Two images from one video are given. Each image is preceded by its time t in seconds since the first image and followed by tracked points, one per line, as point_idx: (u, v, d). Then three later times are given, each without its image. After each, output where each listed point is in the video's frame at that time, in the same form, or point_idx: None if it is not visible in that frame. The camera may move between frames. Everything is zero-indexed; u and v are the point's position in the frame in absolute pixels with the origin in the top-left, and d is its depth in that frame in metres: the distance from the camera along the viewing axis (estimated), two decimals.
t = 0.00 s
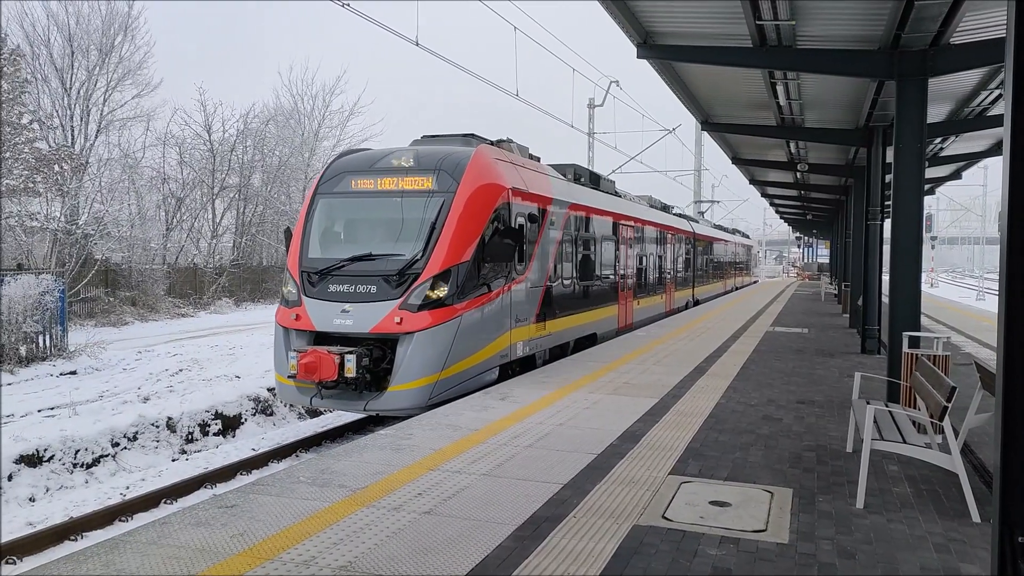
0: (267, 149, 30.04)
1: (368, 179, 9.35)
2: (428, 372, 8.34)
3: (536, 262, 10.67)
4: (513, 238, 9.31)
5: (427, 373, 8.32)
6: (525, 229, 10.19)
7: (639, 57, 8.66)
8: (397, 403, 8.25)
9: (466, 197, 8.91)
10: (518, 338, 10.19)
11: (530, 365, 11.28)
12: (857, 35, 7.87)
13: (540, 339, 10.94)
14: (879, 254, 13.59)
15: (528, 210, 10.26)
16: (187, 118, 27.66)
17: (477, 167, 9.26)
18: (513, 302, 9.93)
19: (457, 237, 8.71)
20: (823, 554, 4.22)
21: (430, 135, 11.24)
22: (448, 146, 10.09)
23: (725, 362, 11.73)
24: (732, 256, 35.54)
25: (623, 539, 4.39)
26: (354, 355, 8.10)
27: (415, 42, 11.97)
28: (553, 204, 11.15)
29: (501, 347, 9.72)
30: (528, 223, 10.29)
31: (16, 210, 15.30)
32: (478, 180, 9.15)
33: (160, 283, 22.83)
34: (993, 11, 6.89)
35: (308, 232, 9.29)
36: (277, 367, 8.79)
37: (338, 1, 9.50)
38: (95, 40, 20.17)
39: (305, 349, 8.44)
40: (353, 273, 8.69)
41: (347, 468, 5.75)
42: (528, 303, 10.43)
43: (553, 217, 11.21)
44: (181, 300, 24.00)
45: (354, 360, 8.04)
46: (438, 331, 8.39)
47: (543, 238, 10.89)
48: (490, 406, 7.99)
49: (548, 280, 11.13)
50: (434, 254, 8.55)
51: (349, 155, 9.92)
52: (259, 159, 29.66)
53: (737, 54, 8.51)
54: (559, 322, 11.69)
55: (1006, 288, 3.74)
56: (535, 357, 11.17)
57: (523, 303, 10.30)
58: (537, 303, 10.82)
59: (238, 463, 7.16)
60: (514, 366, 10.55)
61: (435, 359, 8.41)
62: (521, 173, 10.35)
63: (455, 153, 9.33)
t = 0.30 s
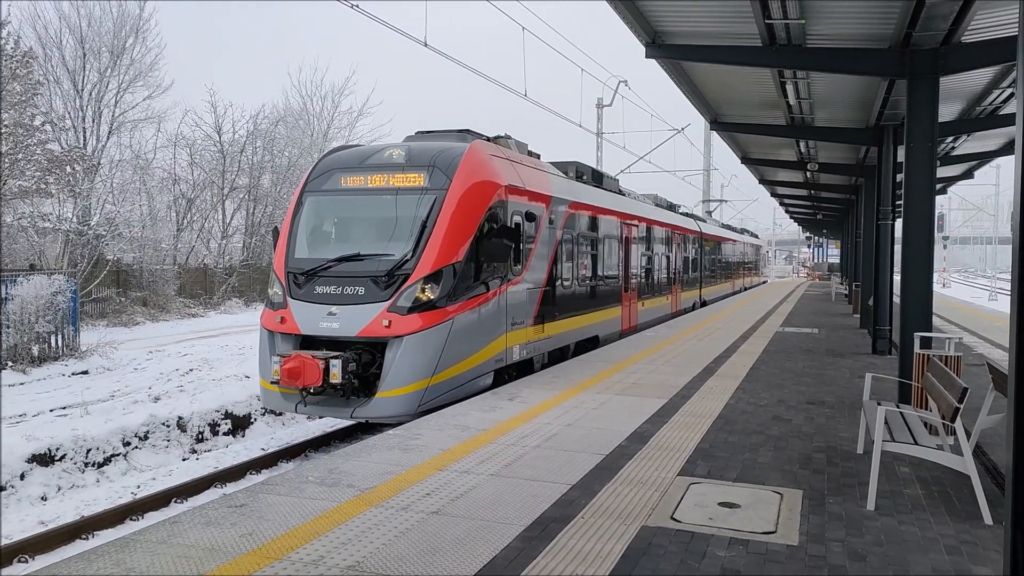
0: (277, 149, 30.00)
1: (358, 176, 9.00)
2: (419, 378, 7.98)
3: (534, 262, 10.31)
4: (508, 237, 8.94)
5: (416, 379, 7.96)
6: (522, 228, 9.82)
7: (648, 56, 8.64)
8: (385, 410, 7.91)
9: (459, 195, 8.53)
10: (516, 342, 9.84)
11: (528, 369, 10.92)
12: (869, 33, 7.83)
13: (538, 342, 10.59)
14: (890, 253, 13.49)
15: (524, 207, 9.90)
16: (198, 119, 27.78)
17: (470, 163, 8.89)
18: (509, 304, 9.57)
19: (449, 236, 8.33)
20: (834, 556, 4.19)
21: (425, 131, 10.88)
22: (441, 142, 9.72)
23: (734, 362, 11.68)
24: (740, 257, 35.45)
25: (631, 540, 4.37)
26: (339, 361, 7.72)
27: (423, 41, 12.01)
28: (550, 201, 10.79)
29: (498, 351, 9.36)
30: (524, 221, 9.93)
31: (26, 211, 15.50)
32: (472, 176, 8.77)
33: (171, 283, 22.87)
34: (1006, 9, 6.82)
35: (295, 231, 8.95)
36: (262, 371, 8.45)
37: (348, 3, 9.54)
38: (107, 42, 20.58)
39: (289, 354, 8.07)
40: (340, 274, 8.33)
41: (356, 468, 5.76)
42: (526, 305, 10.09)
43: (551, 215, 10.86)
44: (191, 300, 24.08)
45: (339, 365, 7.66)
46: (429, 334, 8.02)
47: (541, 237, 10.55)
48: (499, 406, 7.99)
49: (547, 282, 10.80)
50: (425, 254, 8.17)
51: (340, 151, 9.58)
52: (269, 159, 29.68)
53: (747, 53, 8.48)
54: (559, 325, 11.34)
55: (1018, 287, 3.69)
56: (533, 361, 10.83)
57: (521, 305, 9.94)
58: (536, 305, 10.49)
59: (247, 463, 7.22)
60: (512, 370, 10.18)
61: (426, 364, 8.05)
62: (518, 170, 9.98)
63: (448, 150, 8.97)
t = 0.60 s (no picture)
0: (290, 151, 30.01)
1: (348, 174, 8.52)
2: (408, 386, 7.45)
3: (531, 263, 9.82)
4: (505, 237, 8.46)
5: (406, 386, 7.43)
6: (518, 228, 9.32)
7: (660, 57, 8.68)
8: (372, 421, 7.37)
9: (452, 192, 8.04)
10: (513, 347, 9.35)
11: (526, 376, 10.41)
12: (881, 32, 7.81)
13: (536, 347, 10.10)
14: (904, 254, 13.39)
15: (521, 206, 9.43)
16: (211, 120, 27.81)
17: (464, 160, 8.40)
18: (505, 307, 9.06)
19: (441, 236, 7.83)
20: (846, 558, 4.17)
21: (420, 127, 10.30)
22: (436, 138, 9.24)
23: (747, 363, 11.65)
24: (753, 258, 35.36)
25: (643, 541, 4.37)
26: (323, 367, 7.27)
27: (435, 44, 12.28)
28: (549, 200, 10.33)
29: (493, 356, 8.84)
30: (522, 220, 9.45)
31: (38, 207, 16.04)
32: (466, 174, 8.28)
33: (186, 285, 22.38)
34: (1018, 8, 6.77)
35: (280, 231, 8.45)
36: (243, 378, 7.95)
37: (357, 4, 9.70)
38: (121, 45, 20.84)
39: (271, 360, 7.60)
40: (326, 276, 7.81)
41: (369, 469, 5.79)
42: (523, 309, 9.62)
43: (550, 215, 10.41)
44: (205, 301, 24.24)
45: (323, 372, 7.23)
46: (419, 339, 7.51)
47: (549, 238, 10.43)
48: (511, 407, 8.00)
49: (545, 284, 10.32)
50: (416, 255, 7.67)
51: (330, 147, 9.10)
52: (282, 161, 29.59)
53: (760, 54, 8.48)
54: (558, 329, 10.86)
55: None
56: (532, 367, 10.30)
57: (518, 308, 9.45)
58: (534, 310, 10.02)
59: (260, 464, 7.26)
60: (508, 376, 9.66)
61: (416, 371, 7.53)
62: (515, 167, 9.49)
63: (443, 146, 8.49)
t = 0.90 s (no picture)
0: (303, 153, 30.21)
1: (333, 170, 8.17)
2: (393, 395, 7.05)
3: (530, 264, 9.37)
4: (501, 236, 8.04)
5: (391, 394, 7.03)
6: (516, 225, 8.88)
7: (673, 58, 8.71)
8: (354, 431, 6.98)
9: (442, 189, 7.63)
10: (509, 352, 8.91)
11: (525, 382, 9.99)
12: (896, 32, 7.78)
13: (534, 352, 9.63)
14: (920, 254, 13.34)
15: (519, 202, 8.99)
16: (226, 123, 27.60)
17: (456, 154, 7.99)
18: (499, 310, 8.63)
19: (430, 236, 7.42)
20: (862, 560, 4.14)
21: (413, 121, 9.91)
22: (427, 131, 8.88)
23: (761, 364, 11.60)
24: (767, 258, 35.20)
25: (657, 542, 4.37)
26: (301, 375, 6.89)
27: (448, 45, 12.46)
28: (549, 197, 9.87)
29: (487, 363, 8.42)
30: (520, 218, 9.01)
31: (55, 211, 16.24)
32: (457, 168, 7.88)
33: (201, 286, 22.48)
34: None
35: (262, 230, 8.12)
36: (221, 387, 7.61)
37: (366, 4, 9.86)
38: (137, 48, 21.11)
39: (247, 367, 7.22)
40: (307, 278, 7.48)
41: (383, 469, 5.81)
42: (519, 312, 9.17)
43: (550, 213, 9.95)
44: (220, 303, 24.37)
45: (301, 380, 6.87)
46: (405, 344, 7.12)
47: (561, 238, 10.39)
48: (523, 408, 8.00)
49: (545, 286, 9.88)
50: (402, 255, 7.29)
51: (316, 142, 8.75)
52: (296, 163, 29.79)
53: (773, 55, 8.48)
54: (559, 332, 10.43)
55: None
56: (531, 373, 9.85)
57: (514, 312, 9.02)
58: (532, 313, 9.57)
59: (274, 465, 7.29)
60: (504, 383, 9.33)
61: (402, 379, 7.13)
62: (511, 162, 9.07)
63: (432, 140, 8.11)
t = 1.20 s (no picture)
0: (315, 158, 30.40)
1: (309, 169, 7.75)
2: (368, 409, 6.62)
3: (522, 269, 8.96)
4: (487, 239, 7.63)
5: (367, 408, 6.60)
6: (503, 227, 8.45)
7: (684, 61, 8.72)
8: (327, 448, 6.55)
9: (423, 189, 7.24)
10: (498, 361, 8.43)
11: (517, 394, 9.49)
12: (909, 32, 7.73)
13: (526, 361, 9.14)
14: (934, 257, 13.23)
15: (508, 203, 8.58)
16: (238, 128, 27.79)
17: (439, 152, 7.59)
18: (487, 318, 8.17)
19: (409, 239, 7.01)
20: (877, 565, 4.11)
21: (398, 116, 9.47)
22: (414, 127, 8.48)
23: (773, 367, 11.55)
24: (778, 261, 35.09)
25: (669, 546, 4.35)
26: (268, 389, 6.46)
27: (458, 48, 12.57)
28: (542, 197, 9.43)
29: (473, 373, 7.94)
30: (508, 220, 8.58)
31: (69, 216, 16.40)
32: (439, 166, 7.46)
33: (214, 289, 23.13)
34: None
35: (234, 232, 7.70)
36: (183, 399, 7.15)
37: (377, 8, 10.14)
38: (150, 54, 21.31)
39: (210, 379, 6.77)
40: (280, 284, 7.07)
41: (395, 472, 5.82)
42: (509, 320, 8.67)
43: (543, 213, 9.51)
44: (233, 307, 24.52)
45: (268, 395, 6.43)
46: (383, 354, 6.68)
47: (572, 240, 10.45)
48: (534, 412, 7.98)
49: (538, 292, 9.39)
50: (380, 259, 6.87)
51: (293, 139, 8.33)
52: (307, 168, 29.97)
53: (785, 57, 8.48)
54: (553, 341, 9.93)
55: None
56: (523, 384, 9.35)
57: (503, 320, 8.54)
58: (524, 320, 9.10)
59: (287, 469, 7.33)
60: (493, 395, 8.78)
61: (378, 392, 6.68)
62: (500, 161, 8.65)
63: (414, 136, 7.72)
